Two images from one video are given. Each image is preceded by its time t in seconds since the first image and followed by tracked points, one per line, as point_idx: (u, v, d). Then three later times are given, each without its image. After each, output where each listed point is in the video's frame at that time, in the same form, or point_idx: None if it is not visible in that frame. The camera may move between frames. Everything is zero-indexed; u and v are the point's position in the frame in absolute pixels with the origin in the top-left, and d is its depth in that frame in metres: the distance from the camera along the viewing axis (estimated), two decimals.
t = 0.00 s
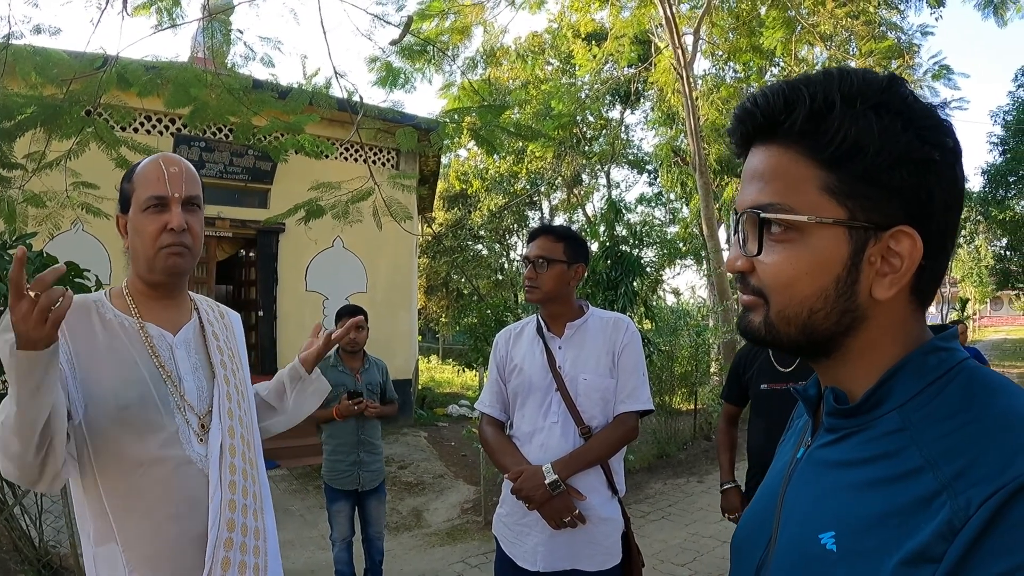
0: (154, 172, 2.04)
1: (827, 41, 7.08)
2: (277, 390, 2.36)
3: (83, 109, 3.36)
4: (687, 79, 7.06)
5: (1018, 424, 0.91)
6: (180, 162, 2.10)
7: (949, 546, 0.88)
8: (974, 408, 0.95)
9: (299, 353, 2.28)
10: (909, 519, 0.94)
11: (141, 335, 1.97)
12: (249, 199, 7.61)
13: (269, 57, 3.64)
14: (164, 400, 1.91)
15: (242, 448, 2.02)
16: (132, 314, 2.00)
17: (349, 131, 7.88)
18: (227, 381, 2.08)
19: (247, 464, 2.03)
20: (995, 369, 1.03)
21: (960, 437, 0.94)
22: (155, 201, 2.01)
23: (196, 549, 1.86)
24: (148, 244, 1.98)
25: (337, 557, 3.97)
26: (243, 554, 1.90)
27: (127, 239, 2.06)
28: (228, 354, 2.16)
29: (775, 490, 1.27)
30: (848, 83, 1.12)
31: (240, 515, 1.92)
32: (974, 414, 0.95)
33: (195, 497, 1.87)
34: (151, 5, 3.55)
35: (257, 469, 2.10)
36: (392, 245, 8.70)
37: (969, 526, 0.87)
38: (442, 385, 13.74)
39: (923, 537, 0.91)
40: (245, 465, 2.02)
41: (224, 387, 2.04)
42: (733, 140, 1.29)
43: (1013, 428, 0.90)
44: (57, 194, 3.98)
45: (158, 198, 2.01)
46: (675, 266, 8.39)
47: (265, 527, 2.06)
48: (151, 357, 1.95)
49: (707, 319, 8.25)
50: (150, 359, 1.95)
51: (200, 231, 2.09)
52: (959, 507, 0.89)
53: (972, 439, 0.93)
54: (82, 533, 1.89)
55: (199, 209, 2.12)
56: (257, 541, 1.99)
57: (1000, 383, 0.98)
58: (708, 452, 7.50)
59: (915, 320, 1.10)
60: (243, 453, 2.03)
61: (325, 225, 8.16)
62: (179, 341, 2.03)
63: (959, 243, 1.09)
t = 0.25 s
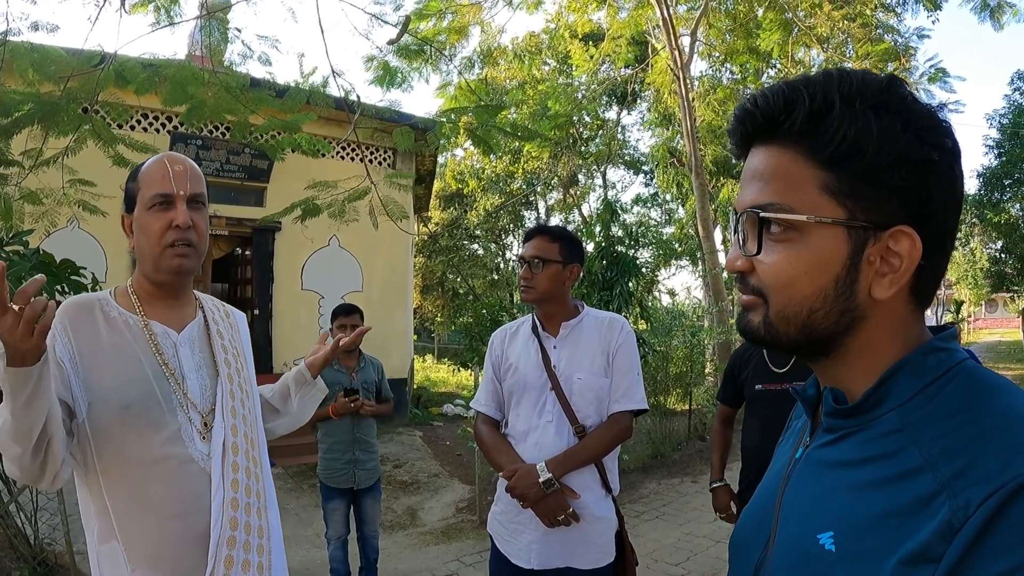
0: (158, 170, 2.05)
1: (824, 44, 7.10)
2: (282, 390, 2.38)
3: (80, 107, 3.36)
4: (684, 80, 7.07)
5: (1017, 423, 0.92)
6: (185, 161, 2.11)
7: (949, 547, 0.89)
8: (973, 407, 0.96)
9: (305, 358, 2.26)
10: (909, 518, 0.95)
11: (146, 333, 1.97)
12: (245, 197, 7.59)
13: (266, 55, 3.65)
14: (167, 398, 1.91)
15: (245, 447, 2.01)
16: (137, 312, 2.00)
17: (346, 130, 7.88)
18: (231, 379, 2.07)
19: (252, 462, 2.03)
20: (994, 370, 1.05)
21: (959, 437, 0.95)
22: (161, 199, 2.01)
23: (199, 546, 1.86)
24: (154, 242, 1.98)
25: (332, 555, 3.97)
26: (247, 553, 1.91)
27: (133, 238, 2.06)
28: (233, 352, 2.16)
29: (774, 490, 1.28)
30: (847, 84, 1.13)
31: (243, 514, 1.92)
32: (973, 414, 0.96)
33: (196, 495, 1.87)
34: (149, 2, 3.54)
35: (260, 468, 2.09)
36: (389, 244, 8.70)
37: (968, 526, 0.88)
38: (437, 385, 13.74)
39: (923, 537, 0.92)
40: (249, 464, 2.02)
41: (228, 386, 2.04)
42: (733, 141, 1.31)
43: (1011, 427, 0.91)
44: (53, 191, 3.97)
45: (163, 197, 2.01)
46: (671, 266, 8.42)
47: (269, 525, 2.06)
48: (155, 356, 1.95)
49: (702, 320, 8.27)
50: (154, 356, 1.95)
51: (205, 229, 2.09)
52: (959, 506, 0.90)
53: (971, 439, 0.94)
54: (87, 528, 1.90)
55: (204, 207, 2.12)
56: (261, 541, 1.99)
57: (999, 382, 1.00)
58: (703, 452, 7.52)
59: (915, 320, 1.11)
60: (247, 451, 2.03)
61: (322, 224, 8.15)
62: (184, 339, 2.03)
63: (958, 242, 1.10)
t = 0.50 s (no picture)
0: (170, 173, 2.06)
1: (818, 43, 7.13)
2: (291, 405, 2.36)
3: (73, 105, 3.34)
4: (678, 79, 7.09)
5: (1015, 423, 0.93)
6: (196, 163, 2.12)
7: (948, 547, 0.91)
8: (973, 409, 0.98)
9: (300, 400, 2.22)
10: (909, 519, 0.97)
11: (154, 330, 1.97)
12: (239, 196, 7.56)
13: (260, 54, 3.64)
14: (173, 393, 1.91)
15: (253, 443, 2.01)
16: (145, 311, 2.00)
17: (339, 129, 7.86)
18: (238, 378, 2.07)
19: (260, 459, 2.02)
20: (993, 370, 1.06)
21: (959, 438, 0.96)
22: (172, 199, 2.02)
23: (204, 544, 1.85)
24: (162, 241, 1.98)
25: (327, 554, 3.97)
26: (252, 550, 1.88)
27: (142, 238, 2.06)
28: (241, 351, 2.15)
29: (774, 490, 1.30)
30: (842, 85, 1.15)
31: (249, 511, 1.91)
32: (972, 415, 0.97)
33: (203, 492, 1.87)
34: None
35: (269, 464, 2.08)
36: (383, 242, 8.69)
37: (968, 526, 0.89)
38: (431, 383, 13.76)
39: (923, 537, 0.93)
40: (257, 460, 2.01)
41: (235, 384, 2.03)
42: (729, 144, 1.33)
43: (1010, 429, 0.93)
44: (46, 189, 3.96)
45: (174, 197, 2.02)
46: (664, 264, 8.44)
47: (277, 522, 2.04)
48: (162, 352, 1.95)
49: (695, 317, 8.31)
50: (161, 353, 1.95)
51: (214, 229, 2.10)
52: (959, 507, 0.92)
53: (971, 439, 0.95)
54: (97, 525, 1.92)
55: (213, 208, 2.12)
56: (269, 538, 1.97)
57: (997, 383, 1.01)
58: (696, 450, 7.56)
59: (913, 319, 1.12)
60: (256, 448, 2.02)
61: (315, 223, 8.13)
62: (191, 337, 2.03)
63: (956, 242, 1.11)
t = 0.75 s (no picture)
0: (181, 169, 2.07)
1: (812, 46, 7.17)
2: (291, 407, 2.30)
3: (67, 99, 3.32)
4: (672, 80, 7.12)
5: (1016, 423, 0.95)
6: (208, 162, 2.13)
7: (950, 546, 0.92)
8: (974, 409, 0.99)
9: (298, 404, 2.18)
10: (910, 518, 0.98)
11: (161, 324, 1.97)
12: (233, 192, 7.53)
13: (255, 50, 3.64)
14: (178, 385, 1.92)
15: (257, 438, 1.99)
16: (153, 305, 2.00)
17: (334, 126, 7.85)
18: (245, 372, 2.05)
19: (264, 455, 2.01)
20: (992, 371, 1.08)
21: (962, 437, 0.98)
22: (183, 195, 2.03)
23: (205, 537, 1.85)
24: (173, 235, 1.99)
25: (318, 551, 3.96)
26: (252, 545, 1.87)
27: (152, 232, 2.06)
28: (250, 347, 2.14)
29: (774, 489, 1.32)
30: (851, 83, 1.16)
31: (250, 505, 1.89)
32: (974, 416, 0.99)
33: (206, 485, 1.87)
34: None
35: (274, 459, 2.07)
36: (376, 240, 8.68)
37: (970, 526, 0.91)
38: (422, 381, 13.75)
39: (925, 537, 0.95)
40: (260, 455, 2.00)
41: (242, 377, 2.02)
42: (737, 140, 1.34)
43: (1010, 429, 0.94)
44: (38, 183, 3.93)
45: (184, 192, 2.03)
46: (657, 265, 8.47)
47: (281, 518, 2.03)
48: (168, 344, 1.95)
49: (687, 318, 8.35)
50: (167, 346, 1.95)
51: (224, 226, 2.10)
52: (961, 506, 0.93)
53: (973, 439, 0.97)
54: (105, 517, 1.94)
55: (223, 206, 2.13)
56: (270, 534, 1.95)
57: (997, 383, 1.03)
58: (686, 450, 7.60)
59: (916, 320, 1.14)
60: (260, 442, 2.01)
61: (309, 220, 8.11)
62: (198, 330, 2.02)
63: (959, 243, 1.13)
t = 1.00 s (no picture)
0: (199, 167, 2.07)
1: (815, 47, 7.15)
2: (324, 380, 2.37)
3: (69, 96, 3.32)
4: (675, 80, 7.11)
5: (1017, 424, 0.94)
6: (225, 159, 2.14)
7: (952, 546, 0.92)
8: (975, 409, 0.99)
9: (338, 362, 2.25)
10: (912, 517, 0.98)
11: (175, 321, 1.98)
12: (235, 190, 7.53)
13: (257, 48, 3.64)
14: (191, 382, 1.91)
15: (268, 436, 1.98)
16: (167, 302, 2.01)
17: (336, 124, 7.85)
18: (257, 371, 2.05)
19: (275, 454, 1.99)
20: (993, 371, 1.07)
21: (965, 436, 0.97)
22: (200, 192, 2.03)
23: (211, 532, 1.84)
24: (191, 233, 1.99)
25: (318, 550, 3.96)
26: (258, 544, 1.87)
27: (169, 230, 2.07)
28: (263, 347, 2.13)
29: (774, 488, 1.31)
30: (856, 83, 1.16)
31: (259, 504, 1.89)
32: (975, 417, 0.98)
33: (215, 482, 1.86)
34: None
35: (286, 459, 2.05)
36: (377, 238, 8.69)
37: (971, 525, 0.91)
38: (424, 380, 13.76)
39: (927, 537, 0.94)
40: (272, 454, 1.98)
41: (254, 376, 2.01)
42: (741, 138, 1.33)
43: (1011, 429, 0.94)
44: (40, 180, 3.93)
45: (203, 190, 2.04)
46: (660, 264, 8.46)
47: (290, 519, 2.02)
48: (182, 341, 1.95)
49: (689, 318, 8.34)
50: (181, 342, 1.95)
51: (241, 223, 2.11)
52: (962, 505, 0.93)
53: (974, 439, 0.96)
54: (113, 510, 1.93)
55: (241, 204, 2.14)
56: (278, 533, 1.94)
57: (998, 384, 1.03)
58: (688, 450, 7.60)
59: (918, 319, 1.13)
60: (272, 441, 2.00)
61: (311, 218, 8.11)
62: (212, 329, 2.03)
63: (962, 245, 1.12)
